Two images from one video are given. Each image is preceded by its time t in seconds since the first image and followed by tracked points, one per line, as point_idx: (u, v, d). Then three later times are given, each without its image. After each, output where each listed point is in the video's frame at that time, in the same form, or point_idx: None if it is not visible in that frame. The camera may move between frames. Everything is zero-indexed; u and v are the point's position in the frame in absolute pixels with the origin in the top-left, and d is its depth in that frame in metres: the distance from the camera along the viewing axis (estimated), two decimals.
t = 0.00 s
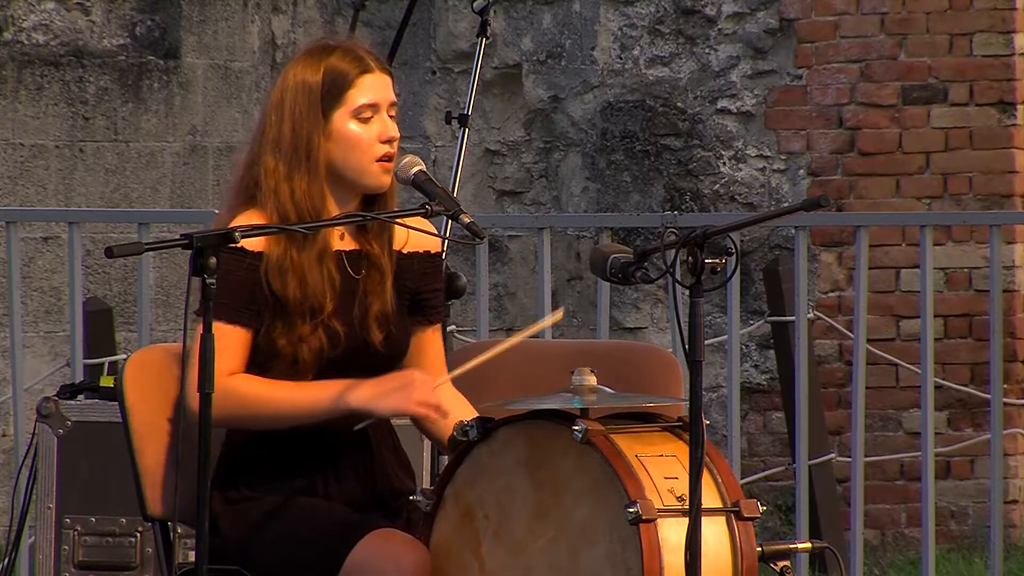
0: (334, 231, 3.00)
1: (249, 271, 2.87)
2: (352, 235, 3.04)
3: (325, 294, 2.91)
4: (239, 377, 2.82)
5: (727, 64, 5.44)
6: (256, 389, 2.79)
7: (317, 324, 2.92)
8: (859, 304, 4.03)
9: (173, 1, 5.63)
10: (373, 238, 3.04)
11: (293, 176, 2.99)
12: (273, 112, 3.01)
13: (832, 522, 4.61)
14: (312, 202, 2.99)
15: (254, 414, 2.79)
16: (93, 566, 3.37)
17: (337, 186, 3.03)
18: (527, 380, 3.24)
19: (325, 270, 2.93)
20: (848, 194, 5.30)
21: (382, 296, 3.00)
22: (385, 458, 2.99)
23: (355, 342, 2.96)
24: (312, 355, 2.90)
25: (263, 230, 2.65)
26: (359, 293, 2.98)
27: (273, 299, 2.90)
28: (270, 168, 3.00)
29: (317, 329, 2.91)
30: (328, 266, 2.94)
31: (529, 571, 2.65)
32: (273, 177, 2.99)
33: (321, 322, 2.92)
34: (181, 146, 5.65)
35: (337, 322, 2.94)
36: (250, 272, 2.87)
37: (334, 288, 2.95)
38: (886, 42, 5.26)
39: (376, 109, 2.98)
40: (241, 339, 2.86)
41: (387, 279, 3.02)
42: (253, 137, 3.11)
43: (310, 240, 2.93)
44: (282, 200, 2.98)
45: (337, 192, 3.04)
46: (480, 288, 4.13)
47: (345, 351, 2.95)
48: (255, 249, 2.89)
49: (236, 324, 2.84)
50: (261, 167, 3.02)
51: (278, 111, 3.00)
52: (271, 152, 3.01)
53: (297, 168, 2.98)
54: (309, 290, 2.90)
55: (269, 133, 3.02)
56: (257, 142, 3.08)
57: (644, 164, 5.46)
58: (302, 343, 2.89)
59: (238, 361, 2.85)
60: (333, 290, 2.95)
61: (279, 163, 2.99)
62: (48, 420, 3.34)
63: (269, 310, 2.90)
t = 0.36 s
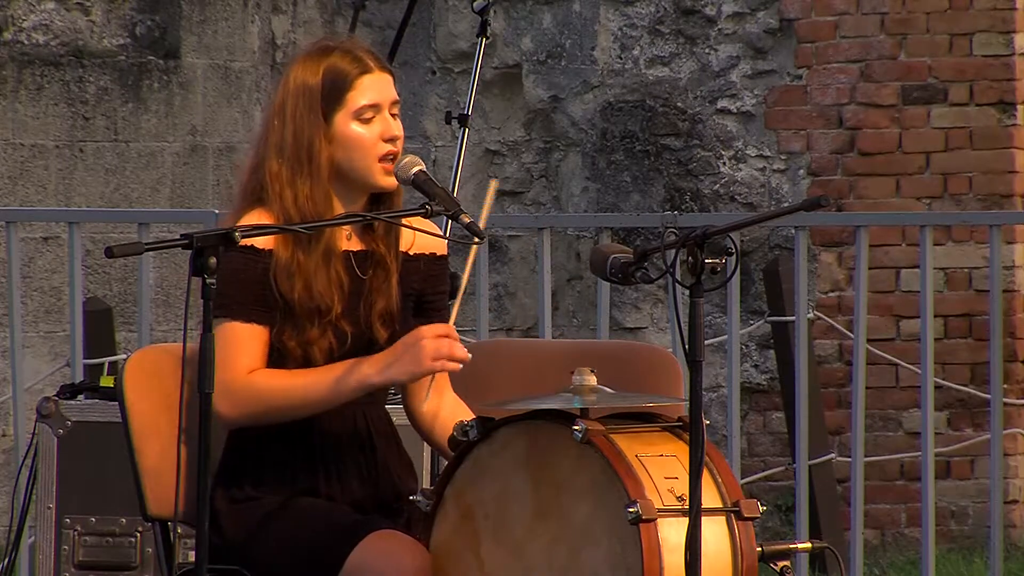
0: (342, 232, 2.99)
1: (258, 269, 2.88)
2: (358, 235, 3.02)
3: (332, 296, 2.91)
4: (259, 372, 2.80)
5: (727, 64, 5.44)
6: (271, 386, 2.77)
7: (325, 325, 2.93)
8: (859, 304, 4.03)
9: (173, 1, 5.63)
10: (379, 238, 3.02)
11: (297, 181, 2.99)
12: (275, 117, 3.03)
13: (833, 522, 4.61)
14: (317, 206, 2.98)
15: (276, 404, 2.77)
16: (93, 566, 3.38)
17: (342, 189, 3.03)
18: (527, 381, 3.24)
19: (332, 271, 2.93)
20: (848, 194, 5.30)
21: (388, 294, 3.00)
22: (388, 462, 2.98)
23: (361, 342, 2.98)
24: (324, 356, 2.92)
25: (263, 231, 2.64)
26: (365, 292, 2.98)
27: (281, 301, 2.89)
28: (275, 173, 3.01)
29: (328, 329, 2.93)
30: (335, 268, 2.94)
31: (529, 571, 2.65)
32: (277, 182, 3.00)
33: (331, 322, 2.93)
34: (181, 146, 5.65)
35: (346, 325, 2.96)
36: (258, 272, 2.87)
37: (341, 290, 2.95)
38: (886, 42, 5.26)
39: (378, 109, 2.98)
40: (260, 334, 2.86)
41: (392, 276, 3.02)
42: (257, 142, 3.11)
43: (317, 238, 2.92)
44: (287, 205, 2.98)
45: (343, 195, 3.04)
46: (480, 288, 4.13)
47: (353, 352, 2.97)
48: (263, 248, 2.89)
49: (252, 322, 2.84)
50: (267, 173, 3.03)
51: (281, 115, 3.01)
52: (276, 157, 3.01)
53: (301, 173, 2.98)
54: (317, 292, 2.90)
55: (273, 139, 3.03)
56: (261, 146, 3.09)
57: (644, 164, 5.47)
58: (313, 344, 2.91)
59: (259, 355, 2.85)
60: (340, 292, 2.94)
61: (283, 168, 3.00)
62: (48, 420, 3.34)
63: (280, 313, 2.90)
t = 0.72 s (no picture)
0: (345, 232, 3.00)
1: (258, 265, 2.88)
2: (360, 235, 3.02)
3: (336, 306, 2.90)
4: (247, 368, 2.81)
5: (727, 64, 5.44)
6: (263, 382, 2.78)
7: (326, 335, 2.92)
8: (859, 304, 4.03)
9: (174, 1, 5.63)
10: (381, 238, 3.02)
11: (294, 192, 2.99)
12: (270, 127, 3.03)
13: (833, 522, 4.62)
14: (317, 215, 2.99)
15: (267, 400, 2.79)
16: (93, 566, 3.38)
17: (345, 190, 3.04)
18: (528, 382, 3.24)
19: (335, 278, 2.92)
20: (848, 194, 5.30)
21: (390, 290, 2.99)
22: (389, 463, 2.97)
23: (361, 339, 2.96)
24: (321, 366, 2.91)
25: (263, 230, 2.64)
26: (368, 292, 2.97)
27: (282, 309, 2.89)
28: (274, 183, 3.01)
29: (327, 338, 2.92)
30: (338, 275, 2.93)
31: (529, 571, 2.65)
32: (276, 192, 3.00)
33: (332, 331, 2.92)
34: (181, 146, 5.65)
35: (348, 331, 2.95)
36: (260, 269, 2.88)
37: (345, 297, 2.94)
38: (886, 42, 5.26)
39: (373, 110, 2.97)
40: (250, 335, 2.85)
41: (394, 273, 3.01)
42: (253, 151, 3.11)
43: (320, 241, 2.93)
44: (288, 217, 2.98)
45: (347, 199, 3.05)
46: (480, 288, 4.13)
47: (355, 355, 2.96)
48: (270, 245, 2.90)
49: (250, 319, 2.85)
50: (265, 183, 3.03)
51: (276, 125, 3.01)
52: (273, 168, 3.01)
53: (298, 182, 2.99)
54: (319, 303, 2.88)
55: (268, 148, 3.03)
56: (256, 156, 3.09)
57: (644, 164, 5.47)
58: (312, 354, 2.90)
59: (247, 351, 2.85)
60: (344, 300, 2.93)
61: (280, 179, 3.00)
62: (48, 420, 3.34)
63: (280, 322, 2.90)
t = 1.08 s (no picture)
0: (340, 233, 3.00)
1: (257, 266, 2.88)
2: (352, 236, 3.02)
3: (324, 308, 2.91)
4: (250, 365, 2.81)
5: (726, 64, 5.44)
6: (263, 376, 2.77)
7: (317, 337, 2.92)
8: (859, 304, 4.03)
9: (174, 1, 5.63)
10: (374, 238, 3.02)
11: (279, 196, 2.99)
12: (259, 131, 3.03)
13: (832, 522, 4.62)
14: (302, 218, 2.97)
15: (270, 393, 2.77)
16: (94, 566, 3.38)
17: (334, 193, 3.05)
18: (527, 381, 3.24)
19: (325, 281, 2.92)
20: (848, 194, 5.30)
21: (382, 290, 3.01)
22: (389, 463, 2.96)
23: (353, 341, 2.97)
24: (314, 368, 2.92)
25: (263, 231, 2.64)
26: (360, 292, 2.99)
27: (275, 312, 2.88)
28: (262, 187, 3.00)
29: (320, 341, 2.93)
30: (329, 278, 2.92)
31: (529, 570, 2.65)
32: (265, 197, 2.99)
33: (325, 334, 2.93)
34: (181, 146, 5.65)
35: (342, 331, 2.96)
36: (255, 270, 2.87)
37: (338, 299, 2.95)
38: (886, 42, 5.26)
39: (359, 114, 2.96)
40: (256, 334, 2.86)
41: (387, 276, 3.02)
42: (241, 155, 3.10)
43: (305, 243, 2.91)
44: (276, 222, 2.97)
45: (336, 202, 3.05)
46: (480, 288, 4.13)
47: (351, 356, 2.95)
48: (264, 246, 2.91)
49: (249, 320, 2.85)
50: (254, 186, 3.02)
51: (263, 130, 3.01)
52: (260, 172, 3.01)
53: (284, 186, 2.99)
54: (306, 306, 2.88)
55: (256, 153, 3.03)
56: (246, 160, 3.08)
57: (644, 164, 5.47)
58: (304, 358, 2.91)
59: (254, 350, 2.86)
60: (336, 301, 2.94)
61: (267, 183, 3.00)
62: (48, 420, 3.34)
63: (275, 325, 2.90)
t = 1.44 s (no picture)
0: (336, 235, 3.01)
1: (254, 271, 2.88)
2: (349, 238, 3.03)
3: (316, 310, 2.89)
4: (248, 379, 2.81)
5: (726, 64, 5.44)
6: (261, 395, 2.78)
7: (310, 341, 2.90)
8: (859, 304, 4.03)
9: (174, 1, 5.63)
10: (369, 240, 3.03)
11: (278, 199, 2.98)
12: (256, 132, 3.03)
13: (832, 522, 4.62)
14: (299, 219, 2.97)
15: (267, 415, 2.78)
16: (94, 566, 3.38)
17: (332, 197, 3.04)
18: (528, 382, 3.24)
19: (318, 283, 2.91)
20: (848, 194, 5.30)
21: (373, 291, 2.96)
22: (388, 465, 2.97)
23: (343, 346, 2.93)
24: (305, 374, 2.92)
25: (263, 230, 2.64)
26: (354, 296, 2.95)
27: (269, 315, 2.89)
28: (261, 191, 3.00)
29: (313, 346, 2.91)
30: (323, 281, 2.92)
31: (529, 570, 2.65)
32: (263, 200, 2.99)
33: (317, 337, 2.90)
34: (181, 146, 5.65)
35: (335, 336, 2.92)
36: (253, 275, 2.87)
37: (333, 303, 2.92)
38: (886, 42, 5.26)
39: (356, 115, 2.96)
40: (244, 338, 2.85)
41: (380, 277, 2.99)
42: (239, 157, 3.10)
43: (300, 245, 2.92)
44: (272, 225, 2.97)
45: (333, 204, 3.04)
46: (480, 288, 4.13)
47: (345, 361, 2.95)
48: (262, 249, 2.91)
49: (243, 324, 2.85)
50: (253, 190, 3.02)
51: (260, 132, 3.01)
52: (258, 175, 3.01)
53: (282, 189, 2.98)
54: (297, 310, 2.87)
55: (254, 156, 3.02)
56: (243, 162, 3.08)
57: (644, 164, 5.47)
58: (295, 363, 2.91)
59: (244, 359, 2.85)
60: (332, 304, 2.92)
61: (265, 186, 2.99)
62: (47, 420, 3.33)
63: (268, 328, 2.90)
